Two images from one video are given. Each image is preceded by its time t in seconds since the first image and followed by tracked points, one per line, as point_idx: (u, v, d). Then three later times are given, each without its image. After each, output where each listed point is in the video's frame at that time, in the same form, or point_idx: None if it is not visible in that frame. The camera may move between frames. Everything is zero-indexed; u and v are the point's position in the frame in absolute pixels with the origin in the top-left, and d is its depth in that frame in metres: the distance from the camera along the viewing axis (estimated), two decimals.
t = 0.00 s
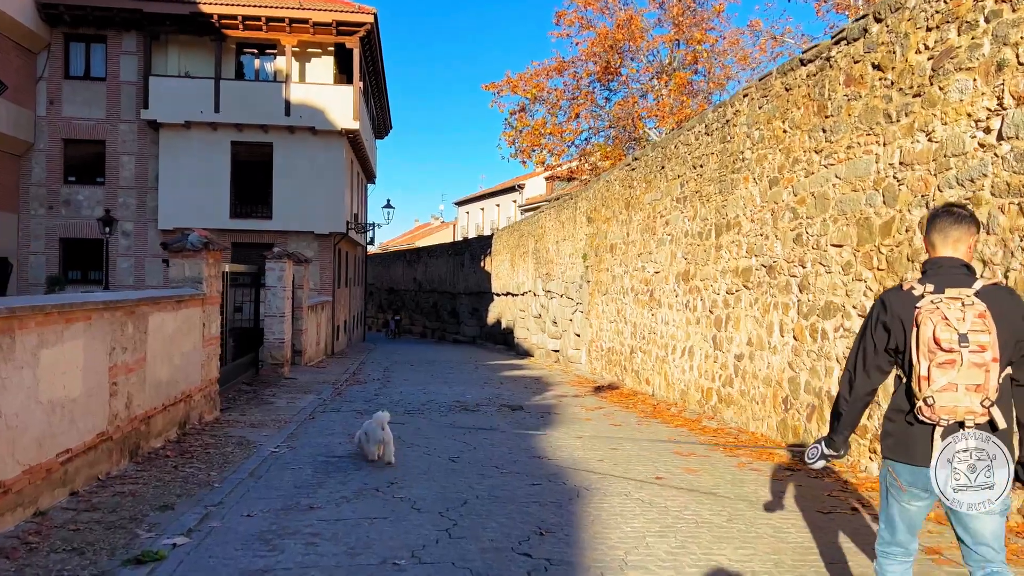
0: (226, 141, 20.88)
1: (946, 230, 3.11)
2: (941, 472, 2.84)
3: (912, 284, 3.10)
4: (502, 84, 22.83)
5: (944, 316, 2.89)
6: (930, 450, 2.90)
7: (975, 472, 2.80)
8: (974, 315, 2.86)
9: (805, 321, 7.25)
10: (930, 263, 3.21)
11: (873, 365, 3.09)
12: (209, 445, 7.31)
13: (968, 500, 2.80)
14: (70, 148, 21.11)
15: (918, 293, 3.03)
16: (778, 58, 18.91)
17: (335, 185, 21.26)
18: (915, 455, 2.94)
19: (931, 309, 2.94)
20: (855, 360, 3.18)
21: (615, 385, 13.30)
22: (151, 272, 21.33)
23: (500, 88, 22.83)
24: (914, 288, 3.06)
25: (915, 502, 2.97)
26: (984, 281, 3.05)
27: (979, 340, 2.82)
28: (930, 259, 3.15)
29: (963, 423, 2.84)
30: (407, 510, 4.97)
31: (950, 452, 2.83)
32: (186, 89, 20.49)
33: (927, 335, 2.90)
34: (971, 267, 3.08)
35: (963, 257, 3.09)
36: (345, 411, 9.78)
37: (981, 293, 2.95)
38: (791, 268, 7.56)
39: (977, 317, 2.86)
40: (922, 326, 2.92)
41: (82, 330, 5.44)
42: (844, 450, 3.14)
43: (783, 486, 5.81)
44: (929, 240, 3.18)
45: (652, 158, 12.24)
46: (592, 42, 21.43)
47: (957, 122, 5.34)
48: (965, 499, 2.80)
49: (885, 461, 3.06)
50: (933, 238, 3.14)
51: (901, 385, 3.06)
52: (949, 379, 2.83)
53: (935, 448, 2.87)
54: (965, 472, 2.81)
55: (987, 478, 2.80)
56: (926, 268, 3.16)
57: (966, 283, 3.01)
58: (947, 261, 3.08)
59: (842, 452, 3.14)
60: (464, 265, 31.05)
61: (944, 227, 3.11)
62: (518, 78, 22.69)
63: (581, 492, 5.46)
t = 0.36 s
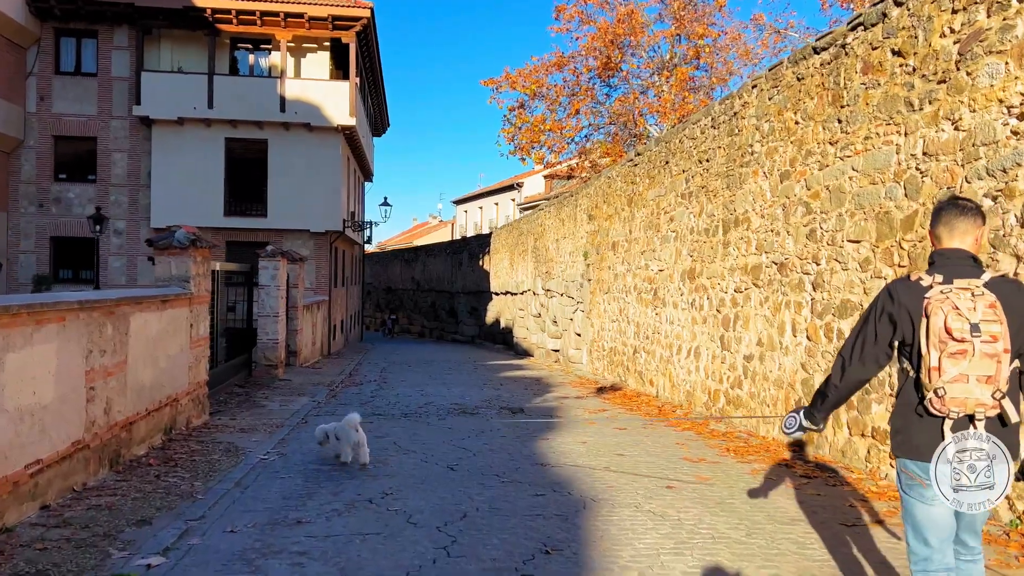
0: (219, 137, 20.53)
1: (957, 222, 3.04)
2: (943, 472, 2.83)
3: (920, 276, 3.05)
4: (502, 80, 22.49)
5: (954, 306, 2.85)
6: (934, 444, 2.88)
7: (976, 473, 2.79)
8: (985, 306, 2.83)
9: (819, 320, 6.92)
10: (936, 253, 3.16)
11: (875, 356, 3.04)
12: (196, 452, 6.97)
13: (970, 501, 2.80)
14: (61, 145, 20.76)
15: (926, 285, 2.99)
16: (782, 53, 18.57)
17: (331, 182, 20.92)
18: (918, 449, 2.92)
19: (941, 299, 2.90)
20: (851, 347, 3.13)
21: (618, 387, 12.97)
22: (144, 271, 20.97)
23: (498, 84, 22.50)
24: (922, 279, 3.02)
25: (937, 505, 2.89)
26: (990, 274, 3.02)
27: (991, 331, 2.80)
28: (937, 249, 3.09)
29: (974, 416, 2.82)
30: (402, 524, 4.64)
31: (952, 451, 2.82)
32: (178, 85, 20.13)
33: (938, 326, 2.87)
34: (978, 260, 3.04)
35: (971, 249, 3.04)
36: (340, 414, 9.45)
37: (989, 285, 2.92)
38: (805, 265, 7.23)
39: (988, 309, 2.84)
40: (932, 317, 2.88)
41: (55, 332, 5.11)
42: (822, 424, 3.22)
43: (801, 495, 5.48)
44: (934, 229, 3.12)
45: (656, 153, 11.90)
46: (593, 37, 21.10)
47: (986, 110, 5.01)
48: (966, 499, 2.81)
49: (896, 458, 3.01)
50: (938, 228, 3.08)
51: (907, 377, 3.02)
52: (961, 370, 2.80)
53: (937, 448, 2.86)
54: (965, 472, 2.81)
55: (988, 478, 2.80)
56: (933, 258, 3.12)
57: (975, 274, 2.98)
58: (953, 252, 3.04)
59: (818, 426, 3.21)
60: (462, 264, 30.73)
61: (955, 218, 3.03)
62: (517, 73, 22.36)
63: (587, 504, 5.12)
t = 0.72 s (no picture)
0: (209, 135, 20.16)
1: (984, 222, 2.95)
2: (942, 473, 2.79)
3: (944, 275, 2.96)
4: (496, 76, 22.14)
5: (985, 309, 2.76)
6: (935, 444, 2.84)
7: (974, 473, 2.74)
8: (1014, 312, 2.74)
9: (830, 319, 6.59)
10: (953, 251, 3.08)
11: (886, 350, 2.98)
12: (175, 460, 6.61)
13: (970, 500, 2.75)
14: (47, 143, 20.35)
15: (952, 285, 2.90)
16: (781, 47, 18.24)
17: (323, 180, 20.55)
18: (918, 448, 2.89)
19: (970, 301, 2.81)
20: (860, 336, 3.06)
21: (616, 388, 12.64)
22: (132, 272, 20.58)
23: (493, 80, 22.16)
24: (947, 278, 2.93)
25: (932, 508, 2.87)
26: (1011, 279, 2.95)
27: (1020, 337, 2.71)
28: (958, 247, 3.01)
29: (988, 420, 2.75)
30: (390, 541, 4.29)
31: (951, 452, 2.79)
32: (167, 81, 19.74)
33: (966, 327, 2.77)
34: (998, 263, 2.97)
35: (992, 251, 2.97)
36: (329, 418, 9.10)
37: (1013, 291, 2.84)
38: (814, 261, 6.90)
39: (1017, 314, 2.75)
40: (961, 318, 2.78)
41: (17, 334, 4.75)
42: (816, 407, 3.19)
43: (816, 505, 5.15)
44: (956, 224, 3.02)
45: (654, 147, 11.56)
46: (588, 32, 20.76)
47: (1014, 93, 4.67)
48: (966, 500, 2.76)
49: (899, 459, 2.97)
50: (961, 226, 2.99)
51: (920, 377, 2.95)
52: (986, 374, 2.71)
53: (936, 449, 2.83)
54: (964, 472, 2.76)
55: (987, 479, 2.74)
56: (952, 257, 3.03)
57: (999, 280, 2.90)
58: (974, 253, 2.96)
59: (811, 409, 3.19)
60: (456, 264, 30.37)
61: (984, 217, 2.93)
62: (512, 70, 22.02)
63: (589, 516, 4.78)
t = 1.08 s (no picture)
0: (196, 132, 19.78)
1: (975, 217, 2.84)
2: (941, 473, 2.68)
3: (930, 273, 2.87)
4: (488, 71, 21.79)
5: (962, 308, 2.70)
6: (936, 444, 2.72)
7: (976, 473, 2.62)
8: (994, 310, 2.68)
9: (841, 316, 6.30)
10: (944, 250, 2.98)
11: (881, 353, 2.87)
12: (154, 468, 6.27)
13: (970, 501, 2.64)
14: (30, 141, 19.94)
15: (937, 284, 2.81)
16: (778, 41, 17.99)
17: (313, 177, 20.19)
18: (917, 449, 2.77)
19: (949, 301, 2.74)
20: (856, 345, 2.95)
21: (614, 388, 12.34)
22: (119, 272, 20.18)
23: (485, 76, 21.84)
24: (931, 276, 2.84)
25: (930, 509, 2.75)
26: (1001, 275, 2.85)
27: (999, 335, 2.65)
28: (949, 245, 2.91)
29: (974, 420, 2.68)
30: (380, 559, 3.96)
31: (950, 451, 2.67)
32: (153, 77, 19.34)
33: (944, 328, 2.71)
34: (988, 260, 2.87)
35: (983, 247, 2.88)
36: (318, 422, 8.77)
37: (1001, 287, 2.76)
38: (824, 255, 6.59)
39: (998, 312, 2.69)
40: (940, 318, 2.72)
41: None
42: (823, 423, 3.04)
43: (833, 513, 4.86)
44: (947, 222, 2.92)
45: (652, 140, 11.27)
46: (582, 27, 20.47)
47: None
48: (966, 500, 2.64)
49: (896, 460, 2.85)
50: (951, 222, 2.89)
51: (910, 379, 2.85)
52: (966, 374, 2.65)
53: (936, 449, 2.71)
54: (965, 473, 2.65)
55: (987, 478, 2.63)
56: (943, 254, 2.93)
57: (985, 277, 2.81)
58: (961, 250, 2.87)
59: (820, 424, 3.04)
60: (450, 263, 30.05)
61: (976, 212, 2.83)
62: (505, 65, 21.71)
63: (594, 529, 4.46)
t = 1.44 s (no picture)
0: (183, 129, 19.42)
1: (946, 209, 2.93)
2: (942, 471, 2.73)
3: (909, 267, 2.95)
4: (481, 67, 21.49)
5: (946, 301, 2.76)
6: (924, 437, 2.79)
7: (976, 472, 2.71)
8: (976, 301, 2.74)
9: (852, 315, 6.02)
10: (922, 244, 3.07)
11: (865, 350, 2.96)
12: (131, 479, 5.94)
13: (969, 500, 2.71)
14: (14, 140, 19.56)
15: (916, 277, 2.89)
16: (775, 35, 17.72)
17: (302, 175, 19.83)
18: (900, 443, 2.85)
19: (931, 294, 2.80)
20: (842, 344, 3.04)
21: (612, 389, 12.05)
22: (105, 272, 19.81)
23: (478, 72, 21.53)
24: (911, 271, 2.92)
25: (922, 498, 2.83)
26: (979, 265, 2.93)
27: (983, 326, 2.72)
28: (924, 238, 3.00)
29: (961, 412, 2.74)
30: None
31: (952, 451, 2.72)
32: (138, 74, 18.98)
33: (928, 321, 2.77)
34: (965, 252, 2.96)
35: (959, 239, 2.97)
36: (307, 427, 8.45)
37: (981, 278, 2.84)
38: (834, 251, 6.31)
39: (979, 302, 2.75)
40: (923, 312, 2.78)
41: None
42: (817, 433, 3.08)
43: (850, 524, 4.57)
44: (921, 216, 3.01)
45: (650, 135, 10.98)
46: (576, 22, 20.19)
47: None
48: (965, 498, 2.71)
49: (881, 453, 2.94)
50: (925, 216, 2.97)
51: (894, 373, 2.93)
52: (951, 367, 2.72)
53: (934, 446, 2.76)
54: (965, 472, 2.72)
55: (987, 478, 2.73)
56: (921, 248, 3.02)
57: (964, 268, 2.89)
58: (939, 241, 2.95)
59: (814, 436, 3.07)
60: (442, 262, 29.72)
61: (946, 205, 2.92)
62: (497, 61, 21.41)
63: (597, 546, 4.15)
